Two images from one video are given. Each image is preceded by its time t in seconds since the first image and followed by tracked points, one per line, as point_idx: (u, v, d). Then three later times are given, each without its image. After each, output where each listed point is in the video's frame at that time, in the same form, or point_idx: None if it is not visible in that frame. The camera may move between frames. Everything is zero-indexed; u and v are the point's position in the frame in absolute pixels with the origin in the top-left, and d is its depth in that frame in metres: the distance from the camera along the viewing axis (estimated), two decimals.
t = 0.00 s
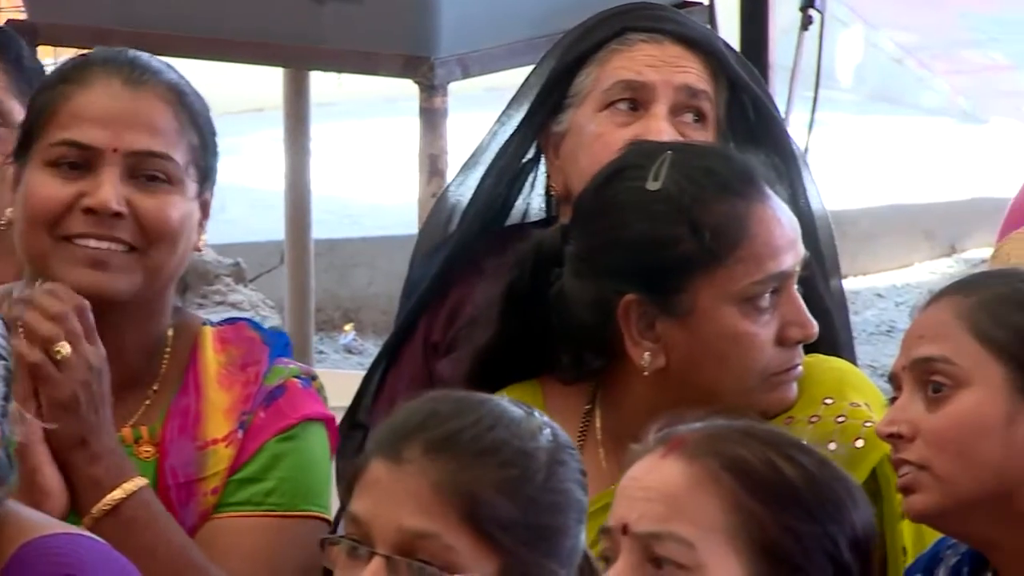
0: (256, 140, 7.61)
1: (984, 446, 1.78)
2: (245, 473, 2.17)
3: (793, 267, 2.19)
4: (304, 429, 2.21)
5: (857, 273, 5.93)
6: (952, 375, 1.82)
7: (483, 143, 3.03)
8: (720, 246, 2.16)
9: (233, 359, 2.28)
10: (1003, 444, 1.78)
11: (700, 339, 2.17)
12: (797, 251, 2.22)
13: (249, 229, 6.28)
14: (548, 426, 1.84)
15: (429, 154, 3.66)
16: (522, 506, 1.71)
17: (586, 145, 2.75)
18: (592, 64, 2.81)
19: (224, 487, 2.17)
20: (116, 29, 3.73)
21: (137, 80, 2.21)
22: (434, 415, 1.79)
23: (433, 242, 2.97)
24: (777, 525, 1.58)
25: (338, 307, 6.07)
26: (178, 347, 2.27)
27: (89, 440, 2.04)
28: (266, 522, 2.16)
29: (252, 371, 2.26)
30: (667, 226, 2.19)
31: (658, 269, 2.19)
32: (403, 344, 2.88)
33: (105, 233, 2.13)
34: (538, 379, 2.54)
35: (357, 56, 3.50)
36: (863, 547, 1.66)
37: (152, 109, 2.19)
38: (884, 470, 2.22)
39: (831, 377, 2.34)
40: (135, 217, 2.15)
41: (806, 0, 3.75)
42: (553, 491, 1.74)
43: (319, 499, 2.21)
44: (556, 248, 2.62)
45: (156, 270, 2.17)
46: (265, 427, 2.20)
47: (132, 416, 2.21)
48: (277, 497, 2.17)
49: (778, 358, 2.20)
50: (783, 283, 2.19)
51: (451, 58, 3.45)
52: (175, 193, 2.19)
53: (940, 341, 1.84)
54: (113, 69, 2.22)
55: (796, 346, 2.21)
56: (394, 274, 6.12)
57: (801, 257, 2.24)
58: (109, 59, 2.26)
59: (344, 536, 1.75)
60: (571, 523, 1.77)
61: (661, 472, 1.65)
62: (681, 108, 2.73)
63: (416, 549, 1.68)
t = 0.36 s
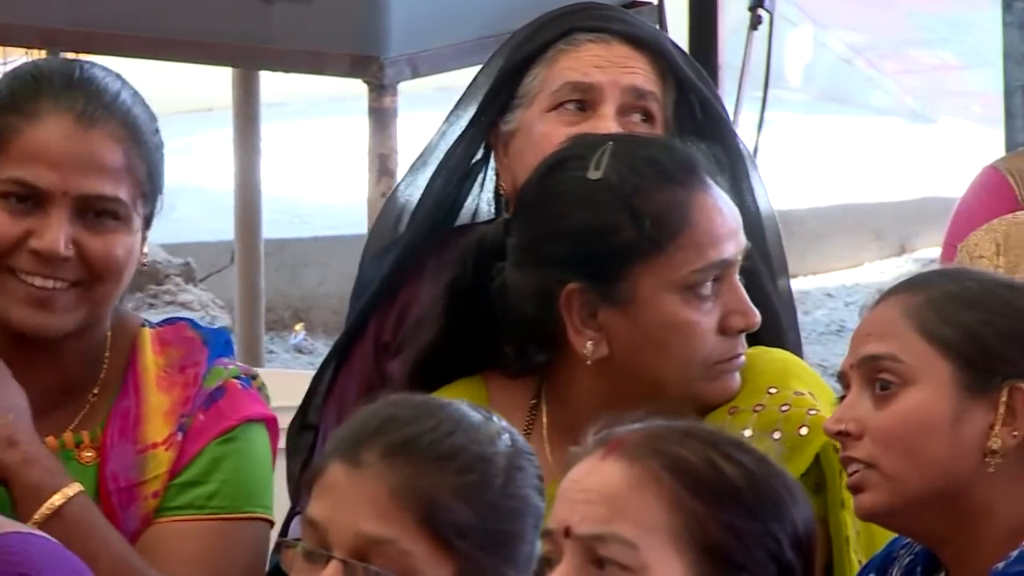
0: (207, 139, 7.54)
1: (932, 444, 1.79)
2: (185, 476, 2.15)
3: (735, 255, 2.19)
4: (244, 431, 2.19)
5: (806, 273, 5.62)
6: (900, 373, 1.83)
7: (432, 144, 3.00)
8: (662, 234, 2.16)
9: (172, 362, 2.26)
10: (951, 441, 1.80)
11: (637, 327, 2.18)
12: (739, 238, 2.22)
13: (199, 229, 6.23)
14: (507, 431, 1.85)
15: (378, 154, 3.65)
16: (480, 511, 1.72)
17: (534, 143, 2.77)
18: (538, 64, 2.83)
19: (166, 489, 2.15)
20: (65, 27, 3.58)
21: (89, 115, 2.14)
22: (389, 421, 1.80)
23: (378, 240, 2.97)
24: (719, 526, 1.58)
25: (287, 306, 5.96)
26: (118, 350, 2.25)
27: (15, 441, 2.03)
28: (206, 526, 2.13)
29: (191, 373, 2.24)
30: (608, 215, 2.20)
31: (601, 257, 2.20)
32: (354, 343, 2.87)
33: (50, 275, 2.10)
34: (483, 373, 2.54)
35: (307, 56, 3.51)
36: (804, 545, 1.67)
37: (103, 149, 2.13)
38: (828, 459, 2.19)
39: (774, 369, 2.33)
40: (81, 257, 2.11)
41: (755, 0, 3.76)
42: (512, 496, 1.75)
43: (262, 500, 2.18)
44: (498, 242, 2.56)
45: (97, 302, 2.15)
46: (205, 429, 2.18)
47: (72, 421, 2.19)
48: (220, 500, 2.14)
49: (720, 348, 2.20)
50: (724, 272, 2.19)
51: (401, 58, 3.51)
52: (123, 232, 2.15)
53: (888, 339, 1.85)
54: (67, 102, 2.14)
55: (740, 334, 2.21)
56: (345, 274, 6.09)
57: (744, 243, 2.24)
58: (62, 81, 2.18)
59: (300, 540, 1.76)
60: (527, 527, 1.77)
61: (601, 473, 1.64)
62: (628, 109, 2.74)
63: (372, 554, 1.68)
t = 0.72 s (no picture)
0: (174, 140, 7.52)
1: (903, 442, 1.79)
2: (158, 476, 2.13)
3: (704, 246, 2.19)
4: (216, 431, 2.17)
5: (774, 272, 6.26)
6: (870, 371, 1.83)
7: (397, 143, 3.01)
8: (628, 227, 2.16)
9: (144, 362, 2.23)
10: (922, 438, 1.79)
11: (608, 317, 2.17)
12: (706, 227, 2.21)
13: (165, 229, 6.21)
14: (465, 439, 1.83)
15: (347, 154, 3.65)
16: (440, 519, 1.70)
17: (498, 144, 2.77)
18: (503, 66, 2.82)
19: (139, 490, 2.13)
20: (35, 29, 3.64)
21: (65, 96, 2.16)
22: (349, 430, 1.77)
23: (346, 238, 2.96)
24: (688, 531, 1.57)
25: (254, 306, 6.00)
26: (89, 349, 2.23)
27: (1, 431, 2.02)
28: (177, 526, 2.11)
29: (163, 373, 2.22)
30: (576, 209, 2.19)
31: (570, 249, 2.19)
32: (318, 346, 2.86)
33: (28, 252, 2.09)
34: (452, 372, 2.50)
35: (273, 57, 3.48)
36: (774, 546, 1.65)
37: (80, 127, 2.15)
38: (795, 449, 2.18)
39: (745, 357, 2.30)
40: (59, 235, 2.11)
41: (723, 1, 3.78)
42: (470, 503, 1.74)
43: (232, 500, 2.16)
44: (466, 238, 2.51)
45: (75, 287, 2.14)
46: (177, 430, 2.16)
47: (45, 420, 2.17)
48: (191, 500, 2.12)
49: (691, 340, 2.19)
50: (694, 263, 2.18)
51: (368, 59, 3.42)
52: (99, 214, 2.16)
53: (858, 337, 1.85)
54: (42, 83, 2.16)
55: (712, 326, 2.20)
56: (312, 274, 6.09)
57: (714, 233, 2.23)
58: (35, 66, 2.20)
59: (260, 551, 1.71)
60: (484, 534, 1.75)
61: (570, 476, 1.64)
62: (592, 112, 2.72)
63: (334, 564, 1.66)
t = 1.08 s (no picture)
0: (129, 141, 7.46)
1: (858, 445, 1.74)
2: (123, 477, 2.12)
3: (683, 267, 2.15)
4: (181, 432, 2.16)
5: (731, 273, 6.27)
6: (824, 375, 1.77)
7: (339, 144, 3.02)
8: (609, 249, 2.11)
9: (108, 363, 2.20)
10: (877, 441, 1.74)
11: (590, 337, 2.12)
12: (687, 245, 2.17)
13: (120, 230, 6.15)
14: (425, 441, 1.82)
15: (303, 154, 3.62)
16: (400, 516, 1.70)
17: (443, 142, 2.72)
18: (451, 64, 2.77)
19: (102, 490, 2.12)
20: None
21: (30, 88, 2.15)
22: (308, 430, 1.76)
23: (296, 240, 2.95)
24: (647, 513, 1.60)
25: (211, 307, 5.95)
26: (53, 349, 2.20)
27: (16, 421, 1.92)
28: (141, 526, 2.10)
29: (128, 375, 2.18)
30: (557, 228, 2.13)
31: (548, 270, 2.14)
32: (264, 351, 2.85)
33: None
34: (419, 375, 2.41)
35: (228, 58, 3.46)
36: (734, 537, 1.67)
37: (45, 118, 2.14)
38: (764, 469, 2.20)
39: (719, 373, 2.28)
40: (24, 225, 2.08)
41: None
42: (431, 502, 1.73)
43: (196, 503, 2.16)
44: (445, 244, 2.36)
45: (40, 279, 2.10)
46: (142, 432, 2.14)
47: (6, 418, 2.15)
48: (156, 501, 2.12)
49: (666, 359, 2.14)
50: (673, 284, 2.14)
51: (325, 59, 3.41)
52: (64, 205, 2.13)
53: (811, 341, 1.79)
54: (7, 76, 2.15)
55: (686, 346, 2.16)
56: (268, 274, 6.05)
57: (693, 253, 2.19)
58: None
59: (221, 551, 1.69)
60: (443, 533, 1.74)
61: (552, 485, 1.63)
62: (540, 114, 2.69)
63: (296, 563, 1.65)
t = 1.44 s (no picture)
0: (66, 139, 7.37)
1: (799, 444, 1.69)
2: (61, 476, 2.08)
3: (629, 276, 2.12)
4: (122, 432, 2.13)
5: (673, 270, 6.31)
6: (766, 374, 1.72)
7: (273, 142, 2.96)
8: (558, 258, 2.08)
9: (50, 361, 2.14)
10: (818, 441, 1.69)
11: (534, 346, 2.09)
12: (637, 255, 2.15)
13: (59, 228, 6.08)
14: (376, 441, 1.82)
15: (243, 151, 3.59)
16: (356, 513, 1.69)
17: (367, 133, 2.69)
18: (372, 56, 2.74)
19: (38, 487, 2.08)
20: None
21: None
22: (262, 429, 1.75)
23: (232, 245, 2.91)
24: (624, 535, 1.62)
25: (152, 304, 5.89)
26: None
27: None
28: (79, 525, 2.08)
29: (69, 373, 2.14)
30: (501, 238, 2.11)
31: (496, 279, 2.11)
32: (201, 347, 2.81)
33: None
34: (362, 377, 2.40)
35: (168, 55, 3.43)
36: (690, 541, 1.72)
37: None
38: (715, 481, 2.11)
39: (666, 378, 2.26)
40: None
41: None
42: (383, 500, 1.72)
43: (136, 503, 2.14)
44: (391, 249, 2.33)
45: None
46: (81, 430, 2.11)
47: None
48: (95, 500, 2.09)
49: (612, 367, 2.11)
50: (619, 294, 2.12)
51: (265, 56, 3.40)
52: (9, 199, 2.10)
53: (751, 340, 1.75)
54: None
55: (633, 354, 2.14)
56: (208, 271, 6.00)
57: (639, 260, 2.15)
58: None
59: (175, 551, 1.66)
60: (394, 531, 1.74)
61: (529, 506, 1.62)
62: (462, 104, 2.66)
63: (253, 562, 1.62)
